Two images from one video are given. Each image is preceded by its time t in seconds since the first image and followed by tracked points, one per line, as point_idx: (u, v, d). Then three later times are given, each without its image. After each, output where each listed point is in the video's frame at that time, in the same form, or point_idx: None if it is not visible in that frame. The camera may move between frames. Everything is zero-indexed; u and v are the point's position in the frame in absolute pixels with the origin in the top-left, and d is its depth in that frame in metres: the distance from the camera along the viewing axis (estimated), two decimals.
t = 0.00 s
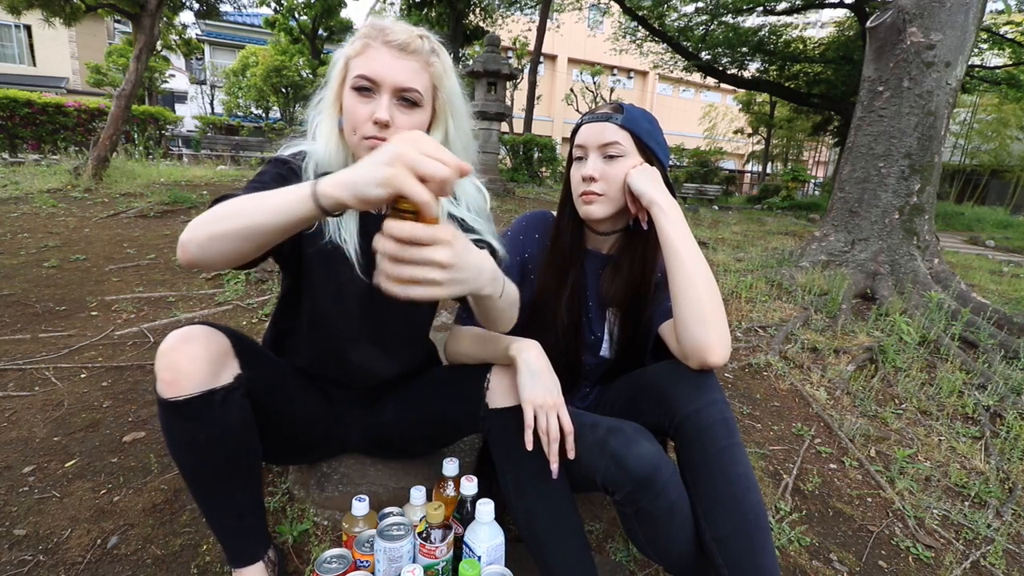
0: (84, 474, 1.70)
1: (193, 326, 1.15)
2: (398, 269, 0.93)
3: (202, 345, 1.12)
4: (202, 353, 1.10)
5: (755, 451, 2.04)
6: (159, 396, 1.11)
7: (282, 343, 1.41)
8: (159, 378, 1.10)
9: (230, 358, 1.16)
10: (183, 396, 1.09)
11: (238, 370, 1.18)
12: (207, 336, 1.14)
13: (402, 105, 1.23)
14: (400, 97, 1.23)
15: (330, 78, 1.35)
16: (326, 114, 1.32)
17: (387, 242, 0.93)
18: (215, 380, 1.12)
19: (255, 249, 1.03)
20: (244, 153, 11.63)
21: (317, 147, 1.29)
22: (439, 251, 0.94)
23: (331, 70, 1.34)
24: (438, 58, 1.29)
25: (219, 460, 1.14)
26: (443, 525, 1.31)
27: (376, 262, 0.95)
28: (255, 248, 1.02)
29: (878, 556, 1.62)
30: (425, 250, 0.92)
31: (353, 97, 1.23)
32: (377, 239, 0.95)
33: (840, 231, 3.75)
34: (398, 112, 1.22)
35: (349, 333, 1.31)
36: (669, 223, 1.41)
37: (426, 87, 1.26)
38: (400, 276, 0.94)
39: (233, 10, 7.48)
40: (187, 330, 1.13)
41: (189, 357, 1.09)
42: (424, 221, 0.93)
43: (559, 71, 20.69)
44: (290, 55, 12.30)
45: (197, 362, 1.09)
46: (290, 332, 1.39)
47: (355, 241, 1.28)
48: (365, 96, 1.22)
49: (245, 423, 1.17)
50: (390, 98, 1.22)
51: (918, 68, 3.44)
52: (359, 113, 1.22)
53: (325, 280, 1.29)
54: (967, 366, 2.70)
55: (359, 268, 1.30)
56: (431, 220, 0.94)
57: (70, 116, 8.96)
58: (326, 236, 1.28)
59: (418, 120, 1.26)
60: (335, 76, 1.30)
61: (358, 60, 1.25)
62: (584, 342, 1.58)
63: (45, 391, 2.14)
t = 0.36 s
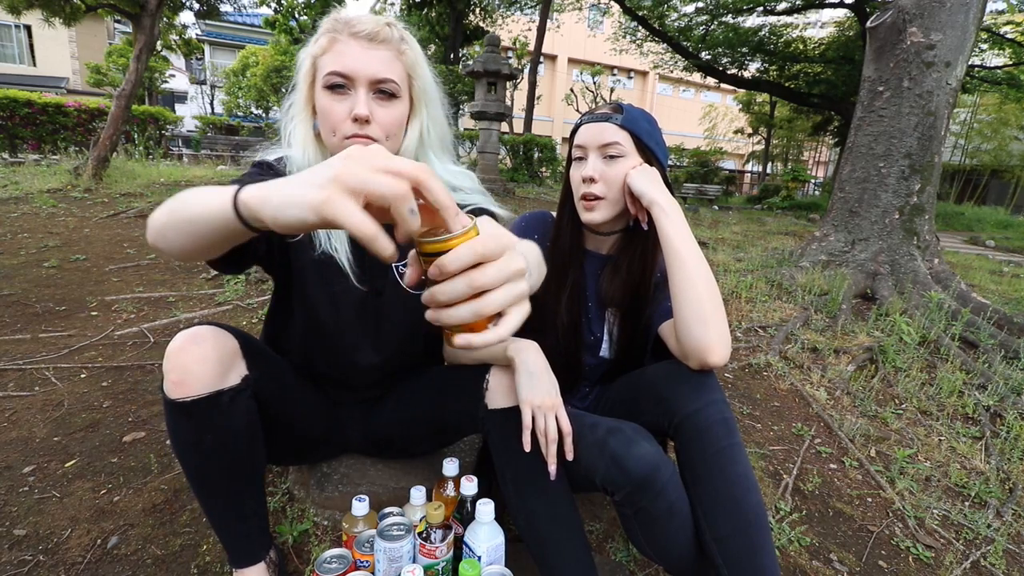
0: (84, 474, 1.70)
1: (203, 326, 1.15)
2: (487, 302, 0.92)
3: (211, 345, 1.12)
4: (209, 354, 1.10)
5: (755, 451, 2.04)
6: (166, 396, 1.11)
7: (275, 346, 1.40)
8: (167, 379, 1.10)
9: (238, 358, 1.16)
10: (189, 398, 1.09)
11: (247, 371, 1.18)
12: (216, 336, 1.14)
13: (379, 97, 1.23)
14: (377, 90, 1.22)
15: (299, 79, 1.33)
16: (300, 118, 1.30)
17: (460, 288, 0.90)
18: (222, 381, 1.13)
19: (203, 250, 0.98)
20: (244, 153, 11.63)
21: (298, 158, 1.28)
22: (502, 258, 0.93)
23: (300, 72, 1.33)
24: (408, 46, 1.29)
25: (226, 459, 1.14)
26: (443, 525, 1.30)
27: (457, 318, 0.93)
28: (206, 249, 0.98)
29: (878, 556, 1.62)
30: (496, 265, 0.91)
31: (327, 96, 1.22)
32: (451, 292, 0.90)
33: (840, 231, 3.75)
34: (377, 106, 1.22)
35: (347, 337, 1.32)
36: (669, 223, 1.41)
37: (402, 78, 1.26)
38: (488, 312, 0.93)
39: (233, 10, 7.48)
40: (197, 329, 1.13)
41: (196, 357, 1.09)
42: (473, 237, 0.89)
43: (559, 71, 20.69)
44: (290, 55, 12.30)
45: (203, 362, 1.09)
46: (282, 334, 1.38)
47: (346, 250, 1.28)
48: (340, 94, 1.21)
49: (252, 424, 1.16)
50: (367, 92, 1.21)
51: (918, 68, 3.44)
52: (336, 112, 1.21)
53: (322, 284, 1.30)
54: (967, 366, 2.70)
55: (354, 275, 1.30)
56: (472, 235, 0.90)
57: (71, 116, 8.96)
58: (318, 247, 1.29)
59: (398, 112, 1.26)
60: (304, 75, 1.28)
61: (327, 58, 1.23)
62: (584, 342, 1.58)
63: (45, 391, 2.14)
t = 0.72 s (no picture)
0: (84, 474, 1.70)
1: (204, 327, 1.16)
2: (524, 334, 0.77)
3: (212, 346, 1.12)
4: (210, 354, 1.11)
5: (755, 451, 2.04)
6: (165, 397, 1.11)
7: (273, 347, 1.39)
8: (167, 379, 1.10)
9: (238, 359, 1.17)
10: (190, 398, 1.09)
11: (247, 372, 1.19)
12: (217, 337, 1.14)
13: (366, 99, 1.24)
14: (365, 92, 1.23)
15: (275, 84, 1.30)
16: (282, 124, 1.28)
17: (493, 321, 0.76)
18: (222, 381, 1.13)
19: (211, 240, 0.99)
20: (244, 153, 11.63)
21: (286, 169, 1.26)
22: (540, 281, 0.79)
23: (275, 77, 1.30)
24: (386, 43, 1.30)
25: (227, 460, 1.14)
26: (443, 525, 1.30)
27: (491, 353, 0.79)
28: (210, 244, 0.98)
29: (878, 556, 1.62)
30: (533, 291, 0.77)
31: (313, 102, 1.21)
32: (481, 326, 0.77)
33: (840, 231, 3.75)
34: (366, 108, 1.23)
35: (344, 338, 1.31)
36: (671, 223, 1.41)
37: (385, 76, 1.27)
38: (527, 346, 0.78)
39: (233, 10, 7.48)
40: (197, 330, 1.13)
41: (198, 358, 1.09)
42: (502, 264, 0.77)
43: (559, 71, 20.69)
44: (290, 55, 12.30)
45: (204, 363, 1.09)
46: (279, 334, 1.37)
47: (343, 259, 1.28)
48: (327, 99, 1.21)
49: (252, 424, 1.17)
50: (355, 95, 1.22)
51: (918, 68, 3.44)
52: (325, 119, 1.20)
53: (318, 287, 1.29)
54: (967, 366, 2.70)
55: (349, 284, 1.30)
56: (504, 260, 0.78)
57: (71, 116, 8.96)
58: (315, 258, 1.28)
59: (386, 112, 1.27)
60: (282, 81, 1.26)
61: (308, 62, 1.21)
62: (584, 342, 1.58)
63: (45, 391, 2.14)
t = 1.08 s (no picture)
0: (84, 474, 1.70)
1: (203, 327, 1.16)
2: (555, 316, 0.83)
3: (211, 347, 1.12)
4: (208, 355, 1.11)
5: (755, 451, 2.04)
6: (163, 397, 1.11)
7: (273, 348, 1.39)
8: (166, 380, 1.11)
9: (237, 359, 1.17)
10: (188, 398, 1.09)
11: (246, 372, 1.19)
12: (215, 338, 1.14)
13: (368, 96, 1.24)
14: (366, 88, 1.24)
15: (272, 86, 1.29)
16: (281, 125, 1.27)
17: (526, 300, 0.82)
18: (220, 381, 1.13)
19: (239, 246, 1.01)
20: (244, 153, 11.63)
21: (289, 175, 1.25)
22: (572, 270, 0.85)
23: (272, 79, 1.28)
24: (382, 41, 1.32)
25: (226, 461, 1.14)
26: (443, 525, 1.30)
27: (522, 332, 0.85)
28: (228, 243, 0.98)
29: (878, 556, 1.62)
30: (565, 276, 0.83)
31: (315, 102, 1.20)
32: (514, 305, 0.83)
33: (840, 231, 3.75)
34: (368, 106, 1.24)
35: (345, 339, 1.31)
36: (676, 223, 1.43)
37: (383, 73, 1.28)
38: (557, 328, 0.84)
39: (233, 10, 7.48)
40: (197, 330, 1.13)
41: (196, 359, 1.09)
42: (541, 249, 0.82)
43: (559, 71, 20.69)
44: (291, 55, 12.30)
45: (203, 364, 1.09)
46: (279, 335, 1.37)
47: (342, 261, 1.27)
48: (329, 98, 1.21)
49: (251, 425, 1.17)
50: (356, 93, 1.22)
51: (918, 68, 3.44)
52: (327, 117, 1.20)
53: (319, 288, 1.29)
54: (967, 366, 2.70)
55: (347, 286, 1.30)
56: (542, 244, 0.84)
57: (71, 116, 8.96)
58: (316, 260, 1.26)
59: (386, 109, 1.28)
60: (280, 82, 1.24)
61: (306, 61, 1.21)
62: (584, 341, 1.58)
63: (45, 391, 2.14)
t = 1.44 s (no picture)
0: (84, 474, 1.70)
1: (202, 327, 1.16)
2: (552, 319, 0.84)
3: (210, 347, 1.12)
4: (207, 355, 1.11)
5: (755, 451, 2.04)
6: (162, 397, 1.11)
7: (273, 349, 1.39)
8: (165, 380, 1.11)
9: (236, 359, 1.17)
10: (187, 398, 1.09)
11: (245, 372, 1.19)
12: (215, 338, 1.14)
13: (369, 96, 1.24)
14: (367, 89, 1.24)
15: (272, 86, 1.28)
16: (280, 124, 1.27)
17: (520, 312, 0.83)
18: (219, 381, 1.13)
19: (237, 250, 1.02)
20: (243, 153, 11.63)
21: (289, 177, 1.25)
22: (562, 272, 0.86)
23: (272, 79, 1.28)
24: (383, 42, 1.32)
25: (226, 461, 1.14)
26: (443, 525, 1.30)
27: (525, 341, 0.86)
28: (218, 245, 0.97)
29: (878, 556, 1.62)
30: (554, 279, 0.84)
31: (316, 102, 1.20)
32: (511, 318, 0.84)
33: (840, 231, 3.75)
34: (370, 106, 1.24)
35: (344, 339, 1.31)
36: (682, 222, 1.43)
37: (385, 73, 1.28)
38: (557, 331, 0.85)
39: (233, 10, 7.48)
40: (195, 330, 1.13)
41: (195, 359, 1.09)
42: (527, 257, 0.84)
43: (559, 71, 20.69)
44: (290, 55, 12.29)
45: (202, 364, 1.09)
46: (279, 337, 1.38)
47: (340, 263, 1.26)
48: (331, 98, 1.21)
49: (250, 425, 1.17)
50: (358, 93, 1.22)
51: (918, 68, 3.44)
52: (329, 117, 1.20)
53: (318, 289, 1.29)
54: (967, 366, 2.70)
55: (346, 287, 1.30)
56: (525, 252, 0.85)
57: (71, 116, 8.97)
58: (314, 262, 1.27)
59: (388, 109, 1.28)
60: (281, 81, 1.24)
61: (308, 61, 1.21)
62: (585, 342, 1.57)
63: (45, 391, 2.14)
